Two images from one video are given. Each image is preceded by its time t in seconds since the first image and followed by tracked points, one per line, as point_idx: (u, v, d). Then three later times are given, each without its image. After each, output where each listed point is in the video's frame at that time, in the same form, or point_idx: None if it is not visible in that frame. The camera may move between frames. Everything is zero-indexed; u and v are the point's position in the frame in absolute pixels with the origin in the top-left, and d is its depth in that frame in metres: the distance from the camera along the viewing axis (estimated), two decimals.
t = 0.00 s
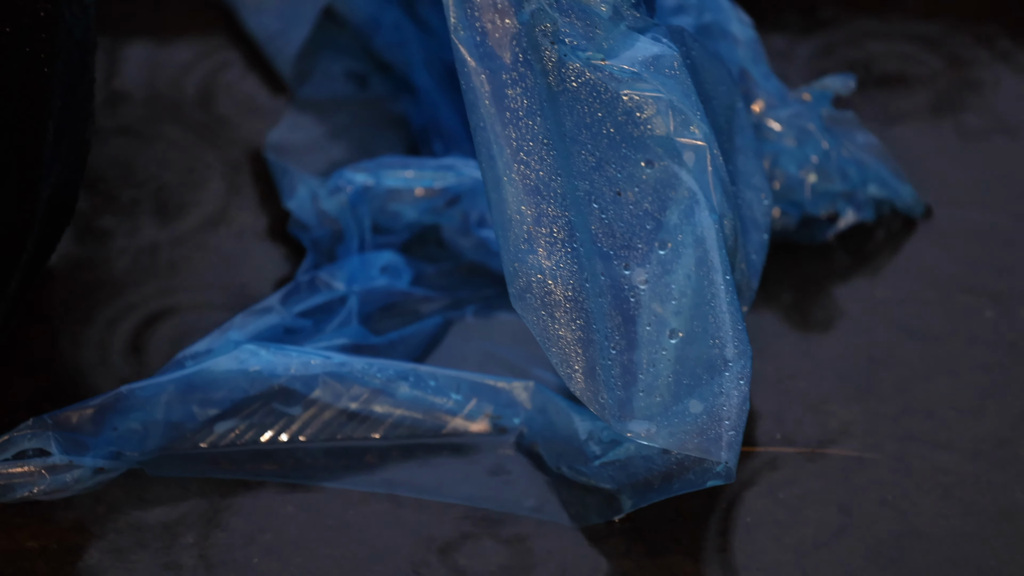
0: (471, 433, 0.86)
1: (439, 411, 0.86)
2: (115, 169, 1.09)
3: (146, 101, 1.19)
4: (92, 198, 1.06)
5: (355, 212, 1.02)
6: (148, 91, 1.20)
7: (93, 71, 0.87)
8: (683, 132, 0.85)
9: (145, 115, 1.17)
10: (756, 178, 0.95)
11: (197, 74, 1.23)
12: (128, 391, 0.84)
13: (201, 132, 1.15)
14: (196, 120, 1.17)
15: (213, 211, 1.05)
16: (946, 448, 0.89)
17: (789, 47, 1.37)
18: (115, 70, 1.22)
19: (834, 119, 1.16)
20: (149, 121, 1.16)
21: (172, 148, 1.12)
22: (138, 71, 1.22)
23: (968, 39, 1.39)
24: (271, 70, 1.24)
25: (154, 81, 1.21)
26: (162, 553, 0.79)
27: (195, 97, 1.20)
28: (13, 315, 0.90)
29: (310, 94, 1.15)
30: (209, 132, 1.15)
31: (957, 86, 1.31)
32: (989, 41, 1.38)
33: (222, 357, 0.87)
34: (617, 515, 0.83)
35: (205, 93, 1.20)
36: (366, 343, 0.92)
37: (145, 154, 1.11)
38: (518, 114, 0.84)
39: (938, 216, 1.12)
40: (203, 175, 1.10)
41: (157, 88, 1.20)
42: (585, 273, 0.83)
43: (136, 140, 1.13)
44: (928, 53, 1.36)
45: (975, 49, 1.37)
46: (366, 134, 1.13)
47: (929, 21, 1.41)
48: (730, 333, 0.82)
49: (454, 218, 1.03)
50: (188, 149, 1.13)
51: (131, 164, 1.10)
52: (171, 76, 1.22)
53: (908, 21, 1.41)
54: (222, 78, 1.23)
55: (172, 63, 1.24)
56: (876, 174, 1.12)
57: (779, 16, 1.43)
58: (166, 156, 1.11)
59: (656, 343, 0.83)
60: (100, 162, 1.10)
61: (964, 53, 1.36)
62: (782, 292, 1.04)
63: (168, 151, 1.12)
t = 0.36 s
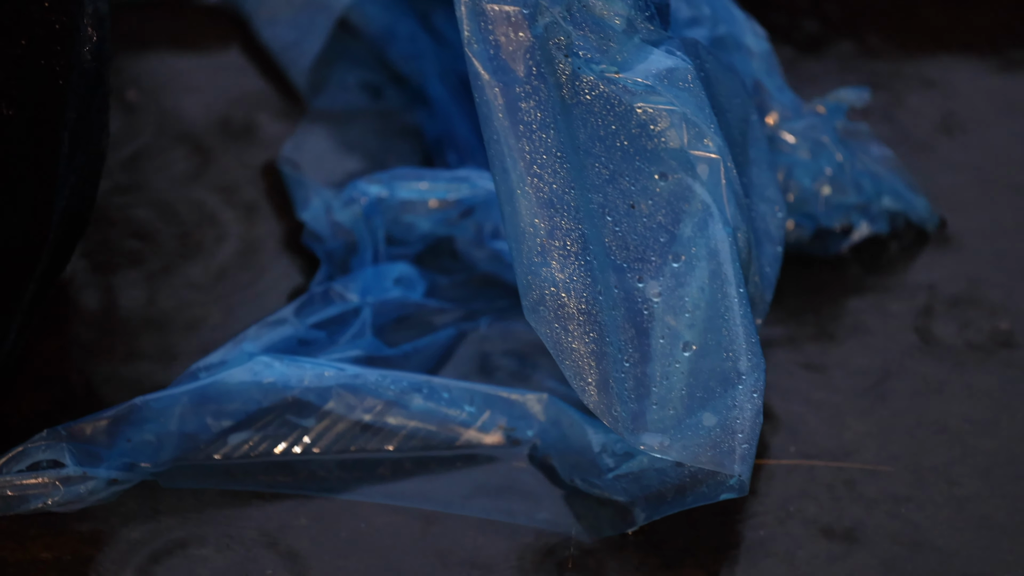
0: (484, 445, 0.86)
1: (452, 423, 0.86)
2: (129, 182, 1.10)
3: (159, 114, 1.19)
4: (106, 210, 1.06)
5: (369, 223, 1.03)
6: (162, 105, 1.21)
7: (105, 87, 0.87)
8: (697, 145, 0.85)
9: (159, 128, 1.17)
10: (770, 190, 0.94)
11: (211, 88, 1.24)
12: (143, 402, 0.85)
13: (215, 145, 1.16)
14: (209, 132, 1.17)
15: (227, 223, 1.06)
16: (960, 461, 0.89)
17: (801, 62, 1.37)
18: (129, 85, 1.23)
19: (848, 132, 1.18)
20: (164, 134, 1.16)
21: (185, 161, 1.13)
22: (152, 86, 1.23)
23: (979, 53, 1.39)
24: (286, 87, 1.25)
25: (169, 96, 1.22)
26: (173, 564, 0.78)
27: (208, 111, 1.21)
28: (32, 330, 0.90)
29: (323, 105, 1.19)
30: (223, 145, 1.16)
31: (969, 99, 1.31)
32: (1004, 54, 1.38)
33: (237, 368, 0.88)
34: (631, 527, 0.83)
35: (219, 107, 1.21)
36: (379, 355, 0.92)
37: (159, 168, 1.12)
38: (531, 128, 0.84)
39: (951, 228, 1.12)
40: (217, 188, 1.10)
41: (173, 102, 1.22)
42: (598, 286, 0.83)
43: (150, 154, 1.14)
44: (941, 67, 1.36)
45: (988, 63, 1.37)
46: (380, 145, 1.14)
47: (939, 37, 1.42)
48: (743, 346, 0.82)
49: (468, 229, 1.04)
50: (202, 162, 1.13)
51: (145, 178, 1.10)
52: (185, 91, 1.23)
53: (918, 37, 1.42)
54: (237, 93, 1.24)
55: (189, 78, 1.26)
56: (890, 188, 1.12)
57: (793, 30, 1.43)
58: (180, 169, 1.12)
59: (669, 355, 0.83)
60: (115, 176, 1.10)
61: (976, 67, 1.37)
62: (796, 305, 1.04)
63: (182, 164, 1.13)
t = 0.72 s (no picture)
0: (498, 458, 0.86)
1: (466, 436, 0.86)
2: (146, 197, 1.11)
3: (177, 130, 1.21)
4: (123, 223, 1.07)
5: (383, 236, 1.04)
6: (179, 121, 1.23)
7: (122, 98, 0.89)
8: (710, 159, 0.85)
9: (175, 144, 1.19)
10: (784, 205, 0.94)
11: (229, 106, 1.26)
12: (157, 415, 0.85)
13: (230, 161, 1.17)
14: (225, 149, 1.19)
15: (241, 238, 1.07)
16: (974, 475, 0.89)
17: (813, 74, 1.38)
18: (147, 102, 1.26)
19: (862, 145, 1.18)
20: (180, 150, 1.18)
21: (201, 177, 1.15)
22: (170, 103, 1.26)
23: (992, 66, 1.39)
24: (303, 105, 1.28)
25: (186, 112, 1.24)
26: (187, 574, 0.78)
27: (224, 128, 1.23)
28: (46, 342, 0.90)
29: (339, 117, 1.21)
30: (238, 161, 1.17)
31: (982, 111, 1.31)
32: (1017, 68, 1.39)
33: (251, 381, 0.88)
34: (645, 540, 0.82)
35: (235, 125, 1.23)
36: (392, 367, 0.93)
37: (176, 184, 1.14)
38: (544, 142, 0.83)
39: (965, 241, 1.13)
40: (233, 203, 1.11)
41: (188, 120, 1.23)
42: (612, 300, 0.82)
43: (166, 169, 1.15)
44: (951, 79, 1.37)
45: (999, 75, 1.37)
46: (395, 156, 1.17)
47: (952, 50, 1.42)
48: (757, 360, 0.81)
49: (482, 242, 1.06)
50: (217, 179, 1.15)
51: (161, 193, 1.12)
52: (202, 108, 1.26)
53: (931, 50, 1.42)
54: (253, 111, 1.26)
55: (207, 96, 1.28)
56: (904, 201, 1.12)
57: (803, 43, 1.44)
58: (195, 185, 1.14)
59: (682, 369, 0.83)
60: (132, 190, 1.12)
61: (989, 79, 1.37)
62: (809, 318, 1.04)
63: (198, 180, 1.14)
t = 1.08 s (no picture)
0: (514, 471, 0.86)
1: (481, 448, 0.86)
2: (162, 206, 1.12)
3: (193, 138, 1.22)
4: (140, 234, 1.08)
5: (399, 249, 1.04)
6: (195, 129, 1.24)
7: (139, 109, 0.88)
8: (725, 172, 0.85)
9: (192, 153, 1.20)
10: (800, 218, 0.94)
11: (244, 113, 1.27)
12: (173, 427, 0.85)
13: (246, 170, 1.18)
14: (241, 158, 1.20)
15: (257, 248, 1.08)
16: (989, 490, 0.88)
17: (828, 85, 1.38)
18: (163, 110, 1.26)
19: (878, 158, 1.17)
20: (197, 159, 1.19)
21: (217, 186, 1.16)
22: (185, 111, 1.26)
23: (1008, 78, 1.39)
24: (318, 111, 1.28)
25: (203, 120, 1.25)
26: None
27: (239, 136, 1.23)
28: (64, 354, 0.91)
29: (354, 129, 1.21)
30: (254, 170, 1.18)
31: (997, 123, 1.31)
32: None
33: (266, 393, 0.88)
34: (659, 554, 0.82)
35: (251, 133, 1.24)
36: (408, 379, 0.93)
37: (192, 192, 1.14)
38: (559, 155, 0.82)
39: (982, 254, 1.12)
40: (248, 213, 1.12)
41: (204, 128, 1.24)
42: (627, 314, 0.82)
43: (183, 179, 1.16)
44: (967, 90, 1.37)
45: (1015, 87, 1.37)
46: (409, 168, 1.17)
47: (968, 61, 1.42)
48: (773, 374, 0.81)
49: (497, 254, 1.04)
50: (233, 188, 1.15)
51: (177, 203, 1.13)
52: (218, 116, 1.26)
53: (947, 60, 1.42)
54: (269, 119, 1.26)
55: (223, 102, 1.29)
56: (920, 214, 1.11)
57: (818, 52, 1.44)
58: (211, 194, 1.14)
59: (698, 383, 0.82)
60: (149, 200, 1.13)
61: (1005, 91, 1.36)
62: (826, 330, 1.04)
63: (214, 189, 1.15)
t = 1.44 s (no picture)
0: (528, 484, 0.85)
1: (496, 462, 0.85)
2: (174, 216, 1.12)
3: (205, 148, 1.22)
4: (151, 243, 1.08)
5: (413, 259, 1.03)
6: (207, 139, 1.24)
7: (151, 122, 0.91)
8: (740, 186, 0.85)
9: (204, 163, 1.20)
10: (815, 231, 0.94)
11: (256, 124, 1.27)
12: (186, 439, 0.85)
13: (257, 180, 1.18)
14: (253, 168, 1.20)
15: (270, 258, 1.07)
16: (1006, 505, 0.88)
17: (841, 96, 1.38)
18: (176, 120, 1.26)
19: (894, 170, 1.17)
20: (209, 169, 1.19)
21: (229, 196, 1.15)
22: (199, 121, 1.26)
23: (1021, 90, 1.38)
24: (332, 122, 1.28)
25: (215, 130, 1.25)
26: None
27: (251, 146, 1.23)
28: (76, 365, 0.91)
29: (369, 141, 1.23)
30: (266, 180, 1.18)
31: (1011, 135, 1.30)
32: None
33: (280, 406, 0.87)
34: (674, 568, 0.81)
35: (263, 142, 1.24)
36: (422, 393, 0.92)
37: (204, 202, 1.14)
38: (573, 168, 0.81)
39: (998, 269, 1.12)
40: (260, 222, 1.12)
41: (216, 138, 1.24)
42: (642, 328, 0.80)
43: (194, 188, 1.16)
44: (980, 102, 1.36)
45: None
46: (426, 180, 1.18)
47: (981, 73, 1.42)
48: (789, 389, 0.82)
49: (512, 266, 1.04)
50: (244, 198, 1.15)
51: (189, 212, 1.13)
52: (230, 125, 1.26)
53: (960, 72, 1.42)
54: (281, 129, 1.26)
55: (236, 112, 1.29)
56: (937, 226, 1.10)
57: (831, 64, 1.44)
58: (223, 204, 1.14)
59: (713, 397, 0.80)
60: (161, 209, 1.13)
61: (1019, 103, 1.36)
62: (841, 342, 1.03)
63: (226, 199, 1.15)
